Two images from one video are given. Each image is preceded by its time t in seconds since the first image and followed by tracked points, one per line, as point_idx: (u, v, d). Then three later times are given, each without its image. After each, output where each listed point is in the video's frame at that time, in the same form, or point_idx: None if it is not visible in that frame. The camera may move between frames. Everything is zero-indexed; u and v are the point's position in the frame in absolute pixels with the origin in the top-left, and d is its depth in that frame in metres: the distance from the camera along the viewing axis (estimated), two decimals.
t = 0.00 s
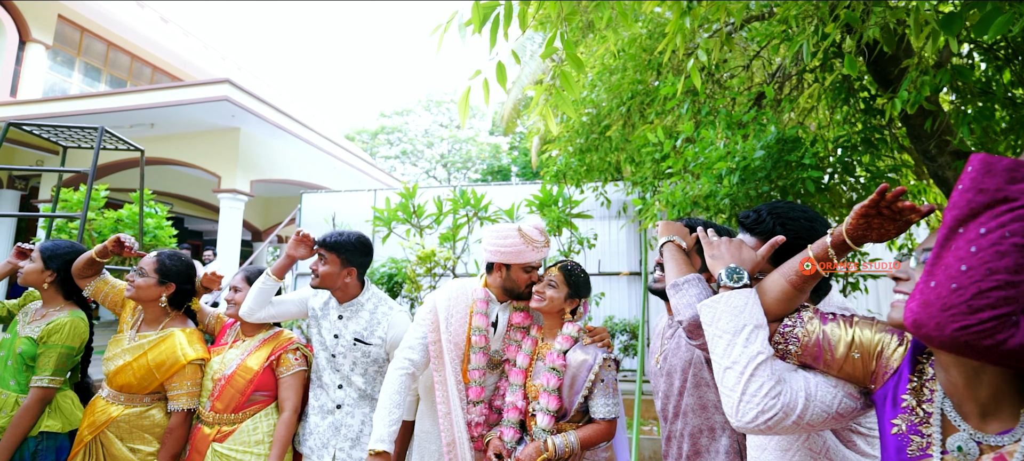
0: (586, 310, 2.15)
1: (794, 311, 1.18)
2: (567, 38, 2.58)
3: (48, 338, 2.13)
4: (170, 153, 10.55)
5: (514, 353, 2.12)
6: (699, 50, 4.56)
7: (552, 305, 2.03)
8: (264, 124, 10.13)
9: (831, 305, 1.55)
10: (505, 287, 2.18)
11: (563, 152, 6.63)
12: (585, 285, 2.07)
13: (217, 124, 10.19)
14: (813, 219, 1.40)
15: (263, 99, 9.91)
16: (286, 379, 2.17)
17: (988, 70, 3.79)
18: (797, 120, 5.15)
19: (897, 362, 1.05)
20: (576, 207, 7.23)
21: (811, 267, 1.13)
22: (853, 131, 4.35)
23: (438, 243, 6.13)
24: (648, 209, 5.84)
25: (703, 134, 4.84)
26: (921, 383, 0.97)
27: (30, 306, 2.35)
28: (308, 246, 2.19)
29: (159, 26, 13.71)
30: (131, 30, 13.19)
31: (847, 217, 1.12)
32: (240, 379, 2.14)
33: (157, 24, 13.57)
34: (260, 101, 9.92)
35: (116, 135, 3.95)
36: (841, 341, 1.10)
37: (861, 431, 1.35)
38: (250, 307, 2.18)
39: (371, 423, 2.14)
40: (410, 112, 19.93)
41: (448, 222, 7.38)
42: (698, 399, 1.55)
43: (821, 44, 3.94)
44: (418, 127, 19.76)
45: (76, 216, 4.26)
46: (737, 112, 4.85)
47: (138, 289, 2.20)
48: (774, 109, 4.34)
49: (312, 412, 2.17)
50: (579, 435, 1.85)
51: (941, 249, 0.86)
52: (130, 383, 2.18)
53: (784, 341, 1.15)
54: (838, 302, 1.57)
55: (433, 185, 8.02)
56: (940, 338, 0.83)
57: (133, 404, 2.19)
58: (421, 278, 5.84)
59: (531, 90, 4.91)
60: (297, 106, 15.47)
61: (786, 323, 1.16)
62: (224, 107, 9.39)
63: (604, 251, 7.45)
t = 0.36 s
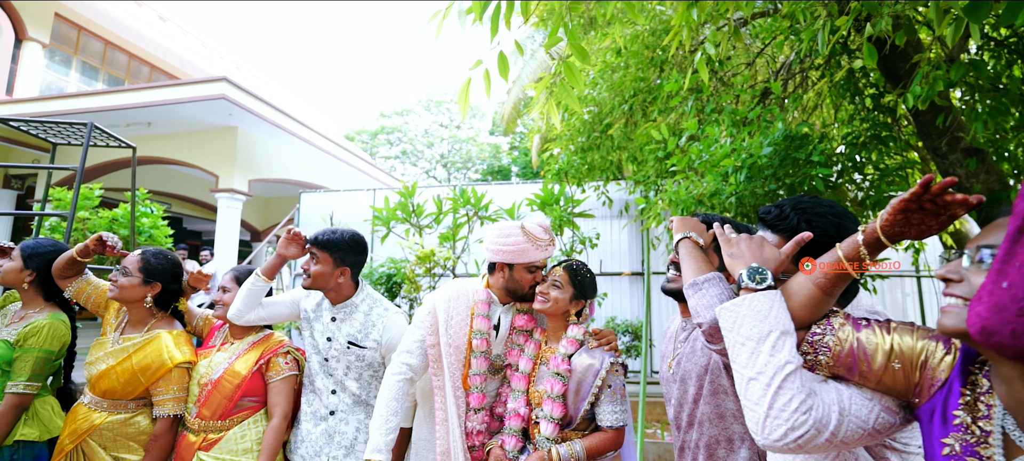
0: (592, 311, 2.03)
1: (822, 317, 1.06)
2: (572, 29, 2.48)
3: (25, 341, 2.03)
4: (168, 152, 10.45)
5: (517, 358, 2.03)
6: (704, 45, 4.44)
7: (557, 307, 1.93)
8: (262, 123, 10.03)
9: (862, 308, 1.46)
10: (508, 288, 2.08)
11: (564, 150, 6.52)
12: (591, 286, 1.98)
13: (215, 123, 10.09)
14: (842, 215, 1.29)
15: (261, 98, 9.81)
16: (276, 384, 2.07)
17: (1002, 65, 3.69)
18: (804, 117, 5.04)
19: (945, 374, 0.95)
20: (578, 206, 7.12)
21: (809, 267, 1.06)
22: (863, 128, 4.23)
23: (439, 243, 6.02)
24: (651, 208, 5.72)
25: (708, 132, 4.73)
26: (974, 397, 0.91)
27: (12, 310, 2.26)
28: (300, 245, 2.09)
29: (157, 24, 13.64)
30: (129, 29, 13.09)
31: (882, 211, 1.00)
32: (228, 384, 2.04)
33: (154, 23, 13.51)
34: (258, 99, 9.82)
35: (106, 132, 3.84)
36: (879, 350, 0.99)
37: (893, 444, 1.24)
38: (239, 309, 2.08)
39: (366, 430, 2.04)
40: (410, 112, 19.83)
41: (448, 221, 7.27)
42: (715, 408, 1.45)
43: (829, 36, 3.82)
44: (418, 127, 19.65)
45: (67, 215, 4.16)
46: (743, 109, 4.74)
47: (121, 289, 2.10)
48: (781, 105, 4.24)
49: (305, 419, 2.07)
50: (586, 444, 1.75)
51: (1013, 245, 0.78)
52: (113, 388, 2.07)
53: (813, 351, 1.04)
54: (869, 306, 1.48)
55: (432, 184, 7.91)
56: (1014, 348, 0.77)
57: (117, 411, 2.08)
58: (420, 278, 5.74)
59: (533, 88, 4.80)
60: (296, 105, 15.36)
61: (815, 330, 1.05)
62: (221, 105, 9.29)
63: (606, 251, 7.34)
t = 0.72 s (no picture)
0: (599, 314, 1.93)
1: (861, 324, 0.98)
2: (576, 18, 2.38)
3: None
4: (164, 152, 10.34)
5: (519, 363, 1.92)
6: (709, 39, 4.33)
7: (561, 310, 1.83)
8: (260, 121, 9.91)
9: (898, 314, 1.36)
10: (511, 290, 1.97)
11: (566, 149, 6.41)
12: (598, 288, 1.87)
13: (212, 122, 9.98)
14: (879, 209, 1.18)
15: (259, 97, 9.71)
16: (265, 389, 1.96)
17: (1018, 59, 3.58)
18: (811, 115, 4.93)
19: (1008, 387, 0.87)
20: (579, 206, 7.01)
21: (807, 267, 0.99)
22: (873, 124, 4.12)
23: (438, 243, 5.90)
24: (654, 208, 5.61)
25: (714, 129, 4.61)
26: None
27: None
28: (289, 244, 1.98)
29: (155, 23, 13.52)
30: (126, 27, 12.97)
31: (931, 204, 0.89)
32: (213, 389, 1.93)
33: (152, 22, 13.39)
34: (255, 98, 9.71)
35: (94, 127, 3.72)
36: (929, 361, 0.92)
37: None
38: (225, 311, 1.98)
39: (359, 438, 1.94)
40: (410, 112, 19.72)
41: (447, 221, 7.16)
42: (734, 418, 1.34)
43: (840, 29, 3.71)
44: (418, 127, 19.54)
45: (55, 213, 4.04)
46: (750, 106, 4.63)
47: (102, 290, 2.00)
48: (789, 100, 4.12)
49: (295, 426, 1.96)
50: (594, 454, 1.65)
51: None
52: (93, 394, 1.97)
53: (852, 361, 0.96)
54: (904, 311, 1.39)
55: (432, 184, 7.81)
56: None
57: (97, 418, 1.98)
58: (419, 278, 5.66)
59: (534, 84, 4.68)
60: (295, 105, 15.25)
61: (853, 339, 0.97)
62: (218, 104, 9.18)
63: (608, 251, 7.24)
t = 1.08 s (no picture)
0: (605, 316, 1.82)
1: (909, 331, 0.94)
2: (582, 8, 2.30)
3: None
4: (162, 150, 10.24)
5: (519, 367, 1.82)
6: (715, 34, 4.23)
7: (566, 312, 1.72)
8: (258, 120, 9.82)
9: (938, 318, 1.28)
10: (512, 290, 1.87)
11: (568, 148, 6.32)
12: (605, 289, 1.76)
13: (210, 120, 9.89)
14: (924, 201, 1.09)
15: (257, 95, 9.62)
16: (252, 394, 1.86)
17: None
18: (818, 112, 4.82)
19: None
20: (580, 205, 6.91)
21: (809, 267, 0.95)
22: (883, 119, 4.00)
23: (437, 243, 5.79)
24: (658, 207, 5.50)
25: (719, 126, 4.51)
26: None
27: None
28: (277, 243, 1.90)
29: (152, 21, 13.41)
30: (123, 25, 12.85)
31: (992, 195, 0.85)
32: (196, 395, 1.83)
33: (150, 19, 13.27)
34: (253, 96, 9.61)
35: (83, 123, 3.61)
36: (995, 372, 0.86)
37: None
38: (210, 311, 1.88)
39: (352, 446, 1.83)
40: (410, 112, 19.62)
41: (446, 221, 7.06)
42: (753, 430, 1.23)
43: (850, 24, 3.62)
44: (418, 127, 19.44)
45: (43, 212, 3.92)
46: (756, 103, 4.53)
47: (81, 290, 1.90)
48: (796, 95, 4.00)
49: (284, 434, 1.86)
50: None
51: None
52: (71, 400, 1.87)
53: (901, 372, 0.92)
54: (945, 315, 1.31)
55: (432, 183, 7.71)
56: None
57: (75, 426, 1.88)
58: (418, 279, 5.57)
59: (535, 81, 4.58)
60: (295, 104, 15.16)
61: (902, 346, 0.93)
62: (215, 102, 9.08)
63: (609, 251, 7.14)
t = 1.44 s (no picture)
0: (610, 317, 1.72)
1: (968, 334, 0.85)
2: None
3: None
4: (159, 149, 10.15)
5: (520, 371, 1.73)
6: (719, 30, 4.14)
7: (571, 314, 1.63)
8: (256, 119, 9.72)
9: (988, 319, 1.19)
10: (513, 291, 1.78)
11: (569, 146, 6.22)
12: (610, 290, 1.67)
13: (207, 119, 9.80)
14: (977, 191, 1.00)
15: (255, 94, 9.53)
16: (239, 400, 1.77)
17: None
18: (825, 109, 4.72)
19: None
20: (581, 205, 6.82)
21: (834, 262, 0.88)
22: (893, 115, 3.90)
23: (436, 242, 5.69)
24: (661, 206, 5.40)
25: (723, 122, 4.41)
26: None
27: None
28: (265, 241, 1.83)
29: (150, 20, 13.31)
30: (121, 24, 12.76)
31: None
32: (180, 400, 1.74)
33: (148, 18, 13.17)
34: (251, 94, 9.52)
35: (73, 120, 3.52)
36: None
37: None
38: (195, 311, 1.79)
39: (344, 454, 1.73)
40: (410, 112, 19.52)
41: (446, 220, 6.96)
42: (774, 441, 1.14)
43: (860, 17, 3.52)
44: (418, 126, 19.34)
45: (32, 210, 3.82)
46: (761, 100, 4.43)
47: (59, 291, 1.82)
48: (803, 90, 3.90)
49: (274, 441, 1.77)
50: None
51: None
52: (49, 407, 1.79)
53: (965, 380, 0.86)
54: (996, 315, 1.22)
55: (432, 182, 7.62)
56: None
57: (53, 435, 1.79)
58: (417, 278, 5.49)
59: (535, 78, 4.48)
60: (294, 104, 15.07)
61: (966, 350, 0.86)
62: (213, 100, 8.99)
63: (611, 251, 7.04)
